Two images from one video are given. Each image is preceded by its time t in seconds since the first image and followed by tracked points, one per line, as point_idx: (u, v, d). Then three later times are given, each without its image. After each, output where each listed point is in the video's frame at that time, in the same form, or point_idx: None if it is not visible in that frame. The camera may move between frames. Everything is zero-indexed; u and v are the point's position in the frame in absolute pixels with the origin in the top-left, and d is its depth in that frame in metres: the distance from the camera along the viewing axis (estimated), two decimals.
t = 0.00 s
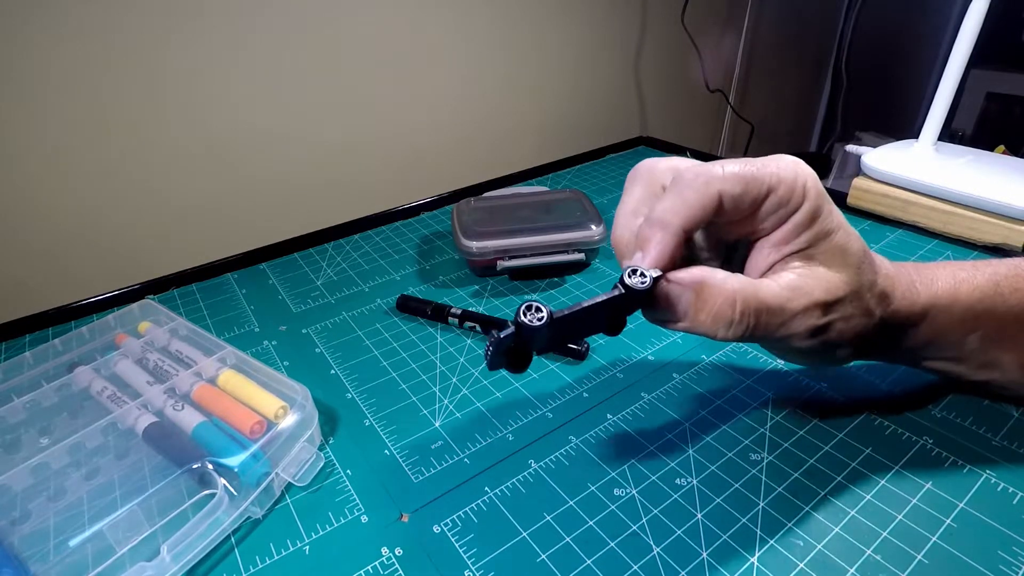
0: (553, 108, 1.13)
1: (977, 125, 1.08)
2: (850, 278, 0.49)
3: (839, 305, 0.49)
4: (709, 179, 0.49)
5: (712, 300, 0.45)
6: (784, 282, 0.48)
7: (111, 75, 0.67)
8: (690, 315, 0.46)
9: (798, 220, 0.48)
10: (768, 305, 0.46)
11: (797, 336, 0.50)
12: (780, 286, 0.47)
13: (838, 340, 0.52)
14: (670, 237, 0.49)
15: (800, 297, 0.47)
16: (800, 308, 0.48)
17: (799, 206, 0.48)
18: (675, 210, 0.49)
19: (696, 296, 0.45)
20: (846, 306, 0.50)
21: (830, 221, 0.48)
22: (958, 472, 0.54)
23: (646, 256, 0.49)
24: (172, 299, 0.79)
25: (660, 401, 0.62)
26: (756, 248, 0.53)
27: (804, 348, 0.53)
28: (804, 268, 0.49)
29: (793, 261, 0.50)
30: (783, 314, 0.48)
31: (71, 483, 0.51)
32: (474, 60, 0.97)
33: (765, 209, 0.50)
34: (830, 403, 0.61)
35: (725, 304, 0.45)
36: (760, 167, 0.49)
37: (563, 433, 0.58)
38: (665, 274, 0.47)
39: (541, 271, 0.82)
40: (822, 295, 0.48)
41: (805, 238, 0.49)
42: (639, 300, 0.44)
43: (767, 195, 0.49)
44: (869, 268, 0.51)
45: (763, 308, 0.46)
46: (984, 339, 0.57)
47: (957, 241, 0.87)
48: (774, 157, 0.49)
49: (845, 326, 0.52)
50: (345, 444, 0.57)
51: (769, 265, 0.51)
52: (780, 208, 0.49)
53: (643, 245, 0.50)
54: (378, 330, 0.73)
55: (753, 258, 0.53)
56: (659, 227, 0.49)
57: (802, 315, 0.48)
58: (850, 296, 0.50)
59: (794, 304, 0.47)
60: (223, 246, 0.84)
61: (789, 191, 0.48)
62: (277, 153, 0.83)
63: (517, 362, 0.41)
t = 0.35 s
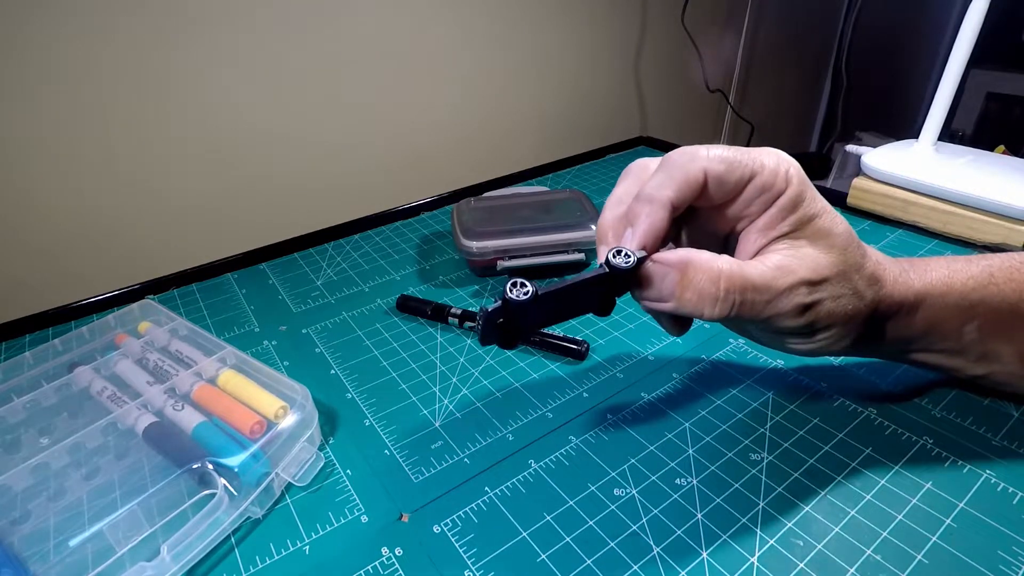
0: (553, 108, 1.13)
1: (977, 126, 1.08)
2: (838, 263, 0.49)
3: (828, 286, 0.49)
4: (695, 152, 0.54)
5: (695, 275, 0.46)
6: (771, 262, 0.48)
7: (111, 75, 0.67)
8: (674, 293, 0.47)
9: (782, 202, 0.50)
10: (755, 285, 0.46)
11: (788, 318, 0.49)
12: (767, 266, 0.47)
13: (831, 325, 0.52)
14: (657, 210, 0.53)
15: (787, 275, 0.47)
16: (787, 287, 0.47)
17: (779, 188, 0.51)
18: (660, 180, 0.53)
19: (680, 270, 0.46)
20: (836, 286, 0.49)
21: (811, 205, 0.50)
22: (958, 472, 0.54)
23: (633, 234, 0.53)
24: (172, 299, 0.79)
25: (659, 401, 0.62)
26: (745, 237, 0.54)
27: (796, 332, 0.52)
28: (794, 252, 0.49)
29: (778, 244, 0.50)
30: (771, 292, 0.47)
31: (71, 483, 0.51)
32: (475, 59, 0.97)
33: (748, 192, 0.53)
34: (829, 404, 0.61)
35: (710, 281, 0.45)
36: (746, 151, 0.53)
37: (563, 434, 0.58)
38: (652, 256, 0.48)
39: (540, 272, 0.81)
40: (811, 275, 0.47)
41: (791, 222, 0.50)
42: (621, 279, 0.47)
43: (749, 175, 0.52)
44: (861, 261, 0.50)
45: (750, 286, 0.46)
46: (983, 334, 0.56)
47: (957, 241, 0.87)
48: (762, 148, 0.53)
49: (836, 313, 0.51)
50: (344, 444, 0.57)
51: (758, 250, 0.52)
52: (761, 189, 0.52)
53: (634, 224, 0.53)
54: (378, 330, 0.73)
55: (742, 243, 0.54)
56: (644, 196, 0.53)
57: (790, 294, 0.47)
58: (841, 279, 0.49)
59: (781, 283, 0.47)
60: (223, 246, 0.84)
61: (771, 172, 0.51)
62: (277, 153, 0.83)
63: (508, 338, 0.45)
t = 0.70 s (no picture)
0: (553, 108, 1.13)
1: (977, 126, 1.08)
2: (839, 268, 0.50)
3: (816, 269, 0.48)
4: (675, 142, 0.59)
5: (677, 258, 0.44)
6: (755, 250, 0.47)
7: (110, 74, 0.67)
8: (658, 276, 0.45)
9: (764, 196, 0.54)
10: (739, 267, 0.45)
11: (779, 303, 0.47)
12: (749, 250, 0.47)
13: (825, 310, 0.50)
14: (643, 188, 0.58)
15: (771, 258, 0.46)
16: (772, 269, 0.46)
17: (757, 182, 0.55)
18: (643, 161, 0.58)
19: (661, 254, 0.45)
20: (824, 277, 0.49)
21: (790, 196, 0.53)
22: (958, 471, 0.54)
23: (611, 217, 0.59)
24: (172, 299, 0.80)
25: (659, 401, 0.62)
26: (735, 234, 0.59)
27: (787, 322, 0.50)
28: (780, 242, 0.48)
29: (761, 239, 0.54)
30: (756, 273, 0.45)
31: (71, 483, 0.51)
32: (474, 60, 0.97)
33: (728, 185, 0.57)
34: (829, 403, 0.61)
35: (690, 259, 0.44)
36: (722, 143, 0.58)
37: (563, 434, 0.58)
38: (635, 245, 0.47)
39: (540, 271, 0.81)
40: (797, 259, 0.47)
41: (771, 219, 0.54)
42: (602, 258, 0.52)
43: (727, 168, 0.57)
44: (856, 262, 0.51)
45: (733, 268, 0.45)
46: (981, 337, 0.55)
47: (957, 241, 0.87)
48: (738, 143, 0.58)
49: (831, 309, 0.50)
50: (345, 444, 0.57)
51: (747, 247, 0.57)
52: (739, 184, 0.56)
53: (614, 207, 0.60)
54: (378, 330, 0.73)
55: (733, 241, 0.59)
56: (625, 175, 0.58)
57: (777, 278, 0.46)
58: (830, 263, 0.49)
59: (765, 264, 0.46)
60: (223, 246, 0.84)
61: (747, 166, 0.56)
62: (277, 153, 0.83)
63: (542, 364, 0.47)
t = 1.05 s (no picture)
0: (553, 109, 1.14)
1: (977, 126, 1.08)
2: (836, 265, 0.49)
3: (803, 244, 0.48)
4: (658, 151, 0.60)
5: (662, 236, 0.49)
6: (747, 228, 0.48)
7: (111, 75, 0.67)
8: (649, 253, 0.49)
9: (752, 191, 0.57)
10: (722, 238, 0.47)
11: (765, 275, 0.48)
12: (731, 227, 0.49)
13: (817, 282, 0.49)
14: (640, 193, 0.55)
15: (755, 231, 0.47)
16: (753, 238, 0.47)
17: (740, 178, 0.58)
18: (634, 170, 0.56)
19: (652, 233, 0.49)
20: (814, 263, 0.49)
21: (771, 186, 0.56)
22: (958, 471, 0.54)
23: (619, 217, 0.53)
24: (172, 299, 0.80)
25: (659, 401, 0.62)
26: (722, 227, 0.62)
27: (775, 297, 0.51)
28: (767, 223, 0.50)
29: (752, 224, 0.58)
30: (739, 244, 0.47)
31: (71, 483, 0.51)
32: (474, 60, 0.97)
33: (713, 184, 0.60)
34: (830, 403, 0.61)
35: (675, 234, 0.48)
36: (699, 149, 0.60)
37: (563, 434, 0.58)
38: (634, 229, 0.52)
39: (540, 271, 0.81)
40: (784, 233, 0.47)
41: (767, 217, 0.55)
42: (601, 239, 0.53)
43: (708, 170, 0.60)
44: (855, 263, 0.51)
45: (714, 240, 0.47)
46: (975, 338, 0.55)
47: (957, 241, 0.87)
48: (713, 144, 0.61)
49: (827, 303, 0.50)
50: (345, 444, 0.57)
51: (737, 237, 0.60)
52: (722, 184, 0.59)
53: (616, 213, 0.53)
54: (378, 330, 0.73)
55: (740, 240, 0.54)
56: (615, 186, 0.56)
57: (757, 246, 0.47)
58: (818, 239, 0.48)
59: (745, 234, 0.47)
60: (223, 246, 0.84)
61: (729, 166, 0.58)
62: (278, 153, 0.83)
63: (553, 331, 0.55)
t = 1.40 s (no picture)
0: (553, 109, 1.14)
1: (977, 126, 1.08)
2: (836, 265, 0.49)
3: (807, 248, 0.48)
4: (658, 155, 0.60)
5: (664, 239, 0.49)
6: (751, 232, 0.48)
7: (111, 75, 0.67)
8: (651, 255, 0.49)
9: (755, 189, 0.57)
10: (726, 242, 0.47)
11: (770, 279, 0.48)
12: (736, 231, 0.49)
13: (820, 288, 0.49)
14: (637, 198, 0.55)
15: (759, 236, 0.47)
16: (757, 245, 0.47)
17: (743, 178, 0.58)
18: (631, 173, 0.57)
19: (652, 235, 0.50)
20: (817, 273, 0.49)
21: (776, 187, 0.56)
22: (958, 471, 0.54)
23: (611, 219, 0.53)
24: (172, 299, 0.80)
25: (659, 401, 0.62)
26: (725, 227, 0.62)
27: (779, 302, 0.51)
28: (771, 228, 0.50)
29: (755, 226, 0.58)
30: (743, 249, 0.47)
31: (71, 483, 0.51)
32: (474, 59, 0.97)
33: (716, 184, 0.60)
34: (830, 403, 0.61)
35: (681, 239, 0.48)
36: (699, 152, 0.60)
37: (563, 434, 0.58)
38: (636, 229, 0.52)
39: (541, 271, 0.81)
40: (788, 238, 0.47)
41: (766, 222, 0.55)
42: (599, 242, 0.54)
43: (711, 171, 0.60)
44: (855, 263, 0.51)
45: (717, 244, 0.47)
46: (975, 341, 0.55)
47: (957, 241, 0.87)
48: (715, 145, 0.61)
49: (826, 306, 0.50)
50: (345, 444, 0.57)
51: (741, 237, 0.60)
52: (725, 184, 0.60)
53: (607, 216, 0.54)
54: (378, 330, 0.73)
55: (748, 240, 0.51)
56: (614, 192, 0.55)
57: (762, 252, 0.47)
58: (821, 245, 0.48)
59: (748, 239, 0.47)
60: (223, 246, 0.84)
61: (731, 167, 0.59)
62: (278, 153, 0.83)
63: (552, 334, 0.53)
